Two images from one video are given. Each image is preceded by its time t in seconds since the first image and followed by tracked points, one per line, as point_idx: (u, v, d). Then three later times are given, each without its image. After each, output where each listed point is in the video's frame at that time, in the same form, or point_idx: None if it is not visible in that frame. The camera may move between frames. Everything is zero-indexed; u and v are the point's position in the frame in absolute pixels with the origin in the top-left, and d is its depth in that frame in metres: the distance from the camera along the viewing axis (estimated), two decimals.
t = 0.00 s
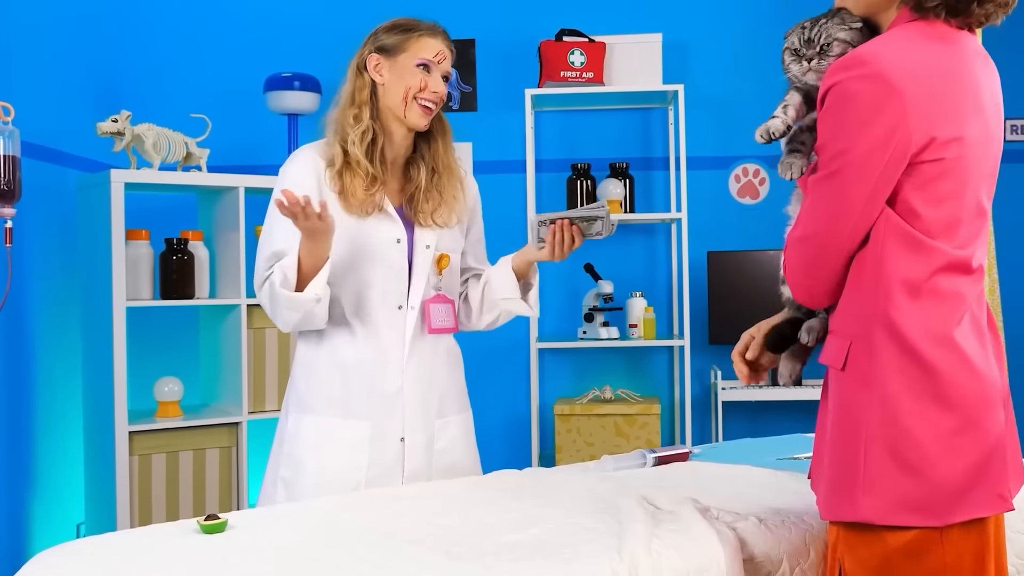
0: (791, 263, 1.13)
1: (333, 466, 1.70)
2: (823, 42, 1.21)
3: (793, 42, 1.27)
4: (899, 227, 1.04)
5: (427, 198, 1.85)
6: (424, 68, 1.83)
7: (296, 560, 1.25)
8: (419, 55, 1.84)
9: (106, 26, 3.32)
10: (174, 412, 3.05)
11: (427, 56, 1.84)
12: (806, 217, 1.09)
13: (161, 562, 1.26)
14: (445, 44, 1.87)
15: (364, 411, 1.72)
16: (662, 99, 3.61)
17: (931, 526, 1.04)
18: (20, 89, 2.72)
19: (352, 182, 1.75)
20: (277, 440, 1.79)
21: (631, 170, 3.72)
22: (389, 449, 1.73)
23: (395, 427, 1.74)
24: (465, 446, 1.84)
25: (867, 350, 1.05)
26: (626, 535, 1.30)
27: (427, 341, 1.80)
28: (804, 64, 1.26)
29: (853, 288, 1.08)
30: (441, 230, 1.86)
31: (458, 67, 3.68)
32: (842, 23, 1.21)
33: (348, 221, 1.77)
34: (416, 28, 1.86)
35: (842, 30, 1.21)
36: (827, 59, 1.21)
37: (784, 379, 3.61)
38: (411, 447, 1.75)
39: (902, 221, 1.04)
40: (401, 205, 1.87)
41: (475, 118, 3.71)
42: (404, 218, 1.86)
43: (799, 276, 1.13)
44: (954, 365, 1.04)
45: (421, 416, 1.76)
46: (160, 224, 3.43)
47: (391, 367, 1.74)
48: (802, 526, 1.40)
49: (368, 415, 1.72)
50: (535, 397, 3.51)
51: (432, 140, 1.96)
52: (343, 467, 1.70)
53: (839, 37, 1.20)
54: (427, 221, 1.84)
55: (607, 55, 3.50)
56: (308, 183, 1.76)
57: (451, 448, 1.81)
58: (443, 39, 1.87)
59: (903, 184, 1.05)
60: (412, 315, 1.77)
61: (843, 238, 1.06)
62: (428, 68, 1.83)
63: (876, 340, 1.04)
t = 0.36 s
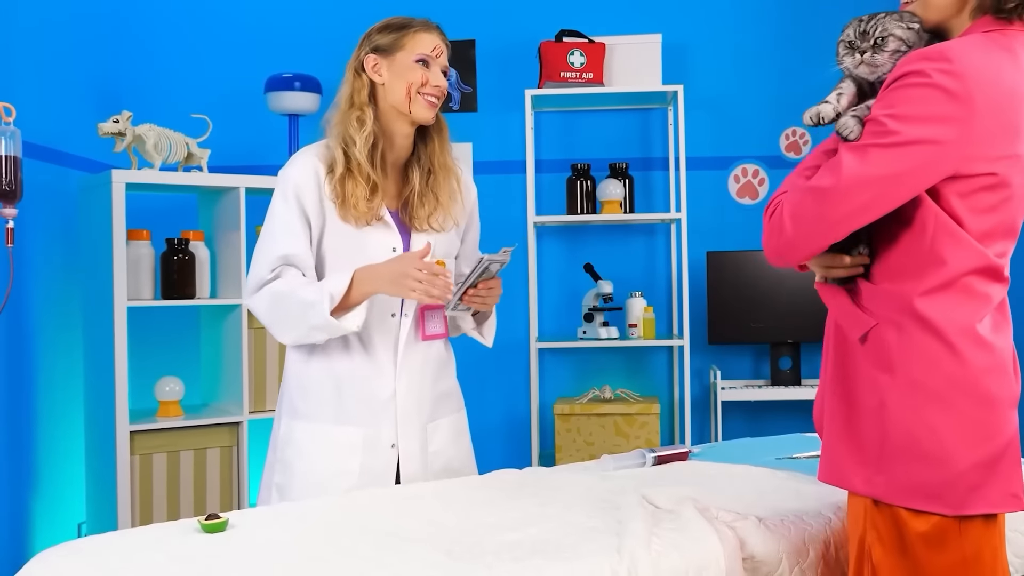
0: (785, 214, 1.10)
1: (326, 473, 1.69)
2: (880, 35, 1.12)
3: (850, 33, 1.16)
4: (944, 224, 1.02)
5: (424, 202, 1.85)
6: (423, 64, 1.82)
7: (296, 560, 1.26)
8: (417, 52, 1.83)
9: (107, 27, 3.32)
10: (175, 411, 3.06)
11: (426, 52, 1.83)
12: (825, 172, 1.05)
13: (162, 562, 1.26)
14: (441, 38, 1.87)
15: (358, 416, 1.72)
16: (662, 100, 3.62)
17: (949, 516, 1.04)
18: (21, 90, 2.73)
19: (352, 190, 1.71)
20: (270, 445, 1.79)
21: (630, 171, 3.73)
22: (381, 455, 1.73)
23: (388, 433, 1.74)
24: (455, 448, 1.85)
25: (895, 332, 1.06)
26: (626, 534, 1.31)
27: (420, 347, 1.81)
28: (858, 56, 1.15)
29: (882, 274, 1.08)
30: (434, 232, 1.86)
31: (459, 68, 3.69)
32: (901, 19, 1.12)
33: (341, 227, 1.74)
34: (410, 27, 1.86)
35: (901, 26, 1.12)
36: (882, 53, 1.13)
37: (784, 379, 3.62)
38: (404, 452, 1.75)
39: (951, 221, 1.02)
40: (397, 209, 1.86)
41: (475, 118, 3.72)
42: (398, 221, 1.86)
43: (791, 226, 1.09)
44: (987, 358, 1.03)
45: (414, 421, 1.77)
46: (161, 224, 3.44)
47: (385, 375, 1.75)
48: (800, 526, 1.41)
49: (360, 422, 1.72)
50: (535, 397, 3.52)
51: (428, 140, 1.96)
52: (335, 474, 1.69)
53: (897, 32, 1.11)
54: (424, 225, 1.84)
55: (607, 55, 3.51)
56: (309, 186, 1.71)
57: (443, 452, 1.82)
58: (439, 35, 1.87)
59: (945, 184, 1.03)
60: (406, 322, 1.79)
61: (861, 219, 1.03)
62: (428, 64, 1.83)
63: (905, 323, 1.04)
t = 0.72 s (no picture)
0: (836, 195, 1.17)
1: (367, 466, 1.70)
2: (891, 70, 1.20)
3: (858, 75, 1.23)
4: (997, 239, 1.08)
5: (468, 202, 1.85)
6: (465, 71, 1.81)
7: (297, 559, 1.27)
8: (459, 59, 1.81)
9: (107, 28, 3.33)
10: (176, 411, 3.07)
11: (467, 59, 1.82)
12: (898, 166, 1.11)
13: (165, 561, 1.27)
14: (482, 45, 1.85)
15: (396, 410, 1.72)
16: (662, 101, 3.64)
17: (981, 528, 1.06)
18: (22, 90, 2.74)
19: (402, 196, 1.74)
20: (311, 438, 1.81)
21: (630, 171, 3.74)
22: (421, 448, 1.74)
23: (429, 425, 1.75)
24: (498, 441, 1.85)
25: (938, 342, 1.08)
26: (626, 534, 1.31)
27: (461, 341, 1.81)
28: (875, 96, 1.20)
29: (912, 287, 1.13)
30: (477, 234, 1.85)
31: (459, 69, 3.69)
32: (907, 52, 1.20)
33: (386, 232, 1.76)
34: (451, 34, 1.84)
35: (908, 58, 1.20)
36: (899, 86, 1.20)
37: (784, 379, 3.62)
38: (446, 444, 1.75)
39: (1003, 236, 1.08)
40: (443, 210, 1.87)
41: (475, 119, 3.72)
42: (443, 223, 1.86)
43: (849, 213, 1.16)
44: (1022, 369, 1.07)
45: (457, 413, 1.77)
46: (162, 224, 3.45)
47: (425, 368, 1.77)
48: (800, 527, 1.42)
49: (400, 414, 1.72)
50: (535, 396, 3.53)
51: (471, 143, 1.94)
52: (376, 466, 1.70)
53: (907, 66, 1.19)
54: (468, 225, 1.84)
55: (607, 56, 3.51)
56: (355, 198, 1.74)
57: (486, 444, 1.82)
58: (480, 42, 1.85)
59: (1004, 198, 1.09)
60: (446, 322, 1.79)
61: (921, 215, 1.10)
62: (470, 71, 1.81)
63: (949, 331, 1.08)
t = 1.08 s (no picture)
0: (916, 178, 1.06)
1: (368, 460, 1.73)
2: (964, 77, 1.08)
3: (921, 82, 1.10)
4: None
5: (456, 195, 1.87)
6: (445, 82, 1.80)
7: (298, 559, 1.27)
8: (440, 69, 1.80)
9: (109, 29, 3.34)
10: (178, 410, 3.08)
11: (447, 70, 1.80)
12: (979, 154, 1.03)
13: (168, 560, 1.28)
14: (466, 55, 1.83)
15: (397, 404, 1.75)
16: (661, 101, 3.65)
17: None
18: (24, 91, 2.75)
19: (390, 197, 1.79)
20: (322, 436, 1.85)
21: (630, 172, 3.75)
22: (422, 442, 1.75)
23: (429, 419, 1.76)
24: (503, 439, 1.84)
25: None
26: (626, 533, 1.32)
27: (459, 334, 1.83)
28: (943, 103, 1.09)
29: (998, 283, 1.03)
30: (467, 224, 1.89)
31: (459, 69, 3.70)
32: (972, 56, 1.10)
33: (382, 212, 1.78)
34: (439, 38, 1.81)
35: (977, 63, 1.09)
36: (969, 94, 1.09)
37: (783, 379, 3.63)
38: (446, 438, 1.76)
39: None
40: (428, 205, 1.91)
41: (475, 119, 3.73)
42: (436, 213, 1.88)
43: (931, 196, 1.05)
44: None
45: (456, 407, 1.78)
46: (163, 225, 3.46)
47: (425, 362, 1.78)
48: (799, 525, 1.43)
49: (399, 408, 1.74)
50: (535, 396, 3.54)
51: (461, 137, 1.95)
52: (377, 460, 1.72)
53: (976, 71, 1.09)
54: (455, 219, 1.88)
55: (607, 56, 3.52)
56: (348, 191, 1.77)
57: (489, 440, 1.82)
58: (464, 51, 1.83)
59: None
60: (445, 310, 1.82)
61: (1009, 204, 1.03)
62: (450, 83, 1.80)
63: None
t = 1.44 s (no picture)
0: None
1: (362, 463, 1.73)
2: None
3: None
4: None
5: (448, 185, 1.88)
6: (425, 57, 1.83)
7: (300, 558, 1.28)
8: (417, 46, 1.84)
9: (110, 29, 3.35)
10: (178, 410, 3.08)
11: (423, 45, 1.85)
12: None
13: (170, 559, 1.29)
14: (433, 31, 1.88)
15: (390, 405, 1.75)
16: (661, 102, 3.66)
17: None
18: (25, 92, 2.75)
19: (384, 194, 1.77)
20: (309, 438, 1.84)
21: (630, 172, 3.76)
22: (415, 444, 1.76)
23: (423, 420, 1.76)
24: (493, 438, 1.86)
25: None
26: (625, 533, 1.33)
27: (451, 337, 1.83)
28: None
29: None
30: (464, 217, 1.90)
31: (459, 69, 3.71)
32: None
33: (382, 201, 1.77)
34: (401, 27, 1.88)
35: None
36: None
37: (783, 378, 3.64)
38: (439, 438, 1.77)
39: None
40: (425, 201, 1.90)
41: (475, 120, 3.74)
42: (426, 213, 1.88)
43: None
44: None
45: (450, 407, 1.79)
46: (164, 225, 3.47)
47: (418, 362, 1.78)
48: (797, 525, 1.43)
49: (393, 410, 1.75)
50: (535, 395, 3.55)
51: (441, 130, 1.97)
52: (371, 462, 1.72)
53: None
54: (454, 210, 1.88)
55: (607, 57, 3.53)
56: (343, 186, 1.75)
57: (481, 439, 1.83)
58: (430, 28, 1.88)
59: None
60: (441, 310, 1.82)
61: None
62: (430, 54, 1.84)
63: None
